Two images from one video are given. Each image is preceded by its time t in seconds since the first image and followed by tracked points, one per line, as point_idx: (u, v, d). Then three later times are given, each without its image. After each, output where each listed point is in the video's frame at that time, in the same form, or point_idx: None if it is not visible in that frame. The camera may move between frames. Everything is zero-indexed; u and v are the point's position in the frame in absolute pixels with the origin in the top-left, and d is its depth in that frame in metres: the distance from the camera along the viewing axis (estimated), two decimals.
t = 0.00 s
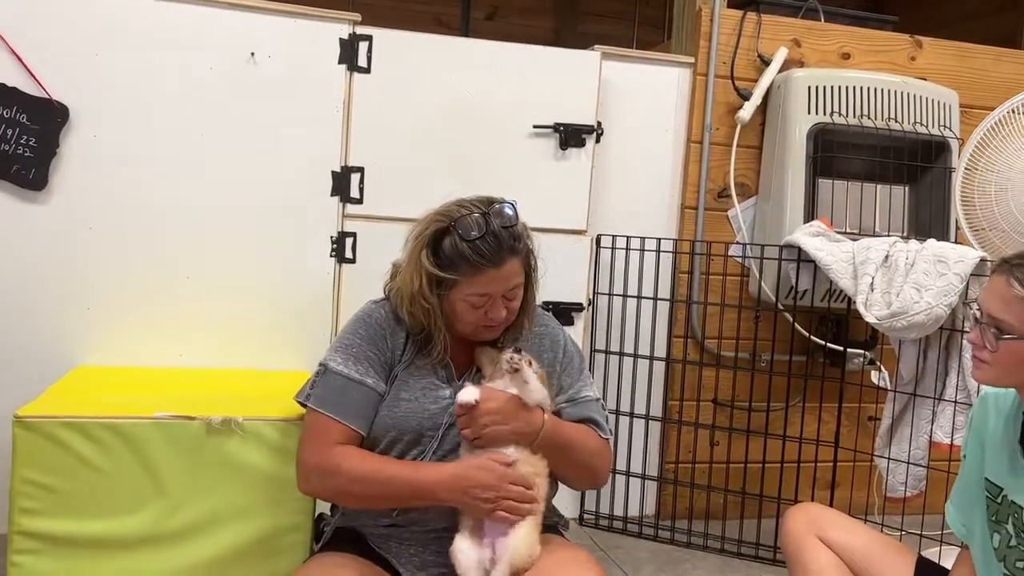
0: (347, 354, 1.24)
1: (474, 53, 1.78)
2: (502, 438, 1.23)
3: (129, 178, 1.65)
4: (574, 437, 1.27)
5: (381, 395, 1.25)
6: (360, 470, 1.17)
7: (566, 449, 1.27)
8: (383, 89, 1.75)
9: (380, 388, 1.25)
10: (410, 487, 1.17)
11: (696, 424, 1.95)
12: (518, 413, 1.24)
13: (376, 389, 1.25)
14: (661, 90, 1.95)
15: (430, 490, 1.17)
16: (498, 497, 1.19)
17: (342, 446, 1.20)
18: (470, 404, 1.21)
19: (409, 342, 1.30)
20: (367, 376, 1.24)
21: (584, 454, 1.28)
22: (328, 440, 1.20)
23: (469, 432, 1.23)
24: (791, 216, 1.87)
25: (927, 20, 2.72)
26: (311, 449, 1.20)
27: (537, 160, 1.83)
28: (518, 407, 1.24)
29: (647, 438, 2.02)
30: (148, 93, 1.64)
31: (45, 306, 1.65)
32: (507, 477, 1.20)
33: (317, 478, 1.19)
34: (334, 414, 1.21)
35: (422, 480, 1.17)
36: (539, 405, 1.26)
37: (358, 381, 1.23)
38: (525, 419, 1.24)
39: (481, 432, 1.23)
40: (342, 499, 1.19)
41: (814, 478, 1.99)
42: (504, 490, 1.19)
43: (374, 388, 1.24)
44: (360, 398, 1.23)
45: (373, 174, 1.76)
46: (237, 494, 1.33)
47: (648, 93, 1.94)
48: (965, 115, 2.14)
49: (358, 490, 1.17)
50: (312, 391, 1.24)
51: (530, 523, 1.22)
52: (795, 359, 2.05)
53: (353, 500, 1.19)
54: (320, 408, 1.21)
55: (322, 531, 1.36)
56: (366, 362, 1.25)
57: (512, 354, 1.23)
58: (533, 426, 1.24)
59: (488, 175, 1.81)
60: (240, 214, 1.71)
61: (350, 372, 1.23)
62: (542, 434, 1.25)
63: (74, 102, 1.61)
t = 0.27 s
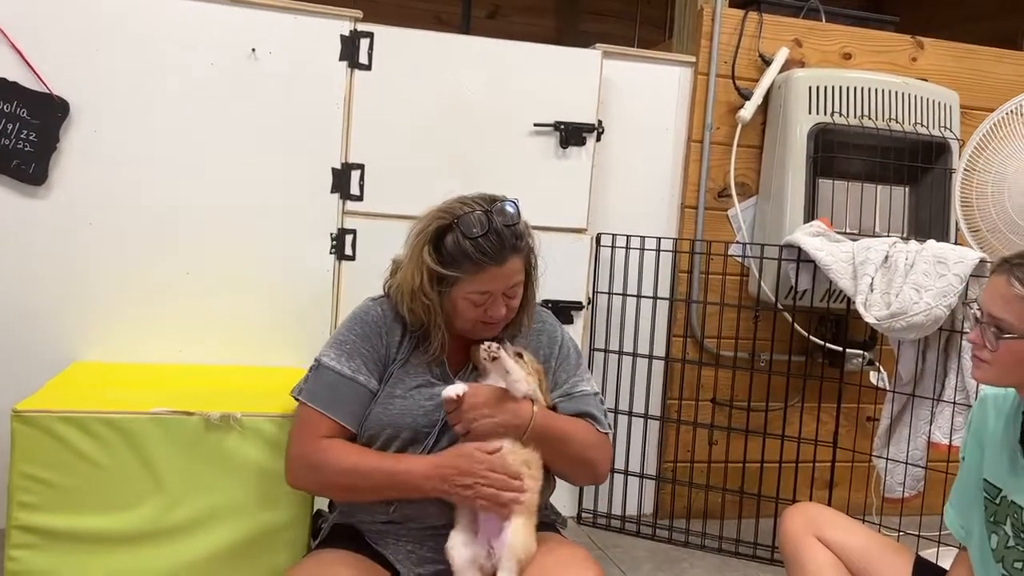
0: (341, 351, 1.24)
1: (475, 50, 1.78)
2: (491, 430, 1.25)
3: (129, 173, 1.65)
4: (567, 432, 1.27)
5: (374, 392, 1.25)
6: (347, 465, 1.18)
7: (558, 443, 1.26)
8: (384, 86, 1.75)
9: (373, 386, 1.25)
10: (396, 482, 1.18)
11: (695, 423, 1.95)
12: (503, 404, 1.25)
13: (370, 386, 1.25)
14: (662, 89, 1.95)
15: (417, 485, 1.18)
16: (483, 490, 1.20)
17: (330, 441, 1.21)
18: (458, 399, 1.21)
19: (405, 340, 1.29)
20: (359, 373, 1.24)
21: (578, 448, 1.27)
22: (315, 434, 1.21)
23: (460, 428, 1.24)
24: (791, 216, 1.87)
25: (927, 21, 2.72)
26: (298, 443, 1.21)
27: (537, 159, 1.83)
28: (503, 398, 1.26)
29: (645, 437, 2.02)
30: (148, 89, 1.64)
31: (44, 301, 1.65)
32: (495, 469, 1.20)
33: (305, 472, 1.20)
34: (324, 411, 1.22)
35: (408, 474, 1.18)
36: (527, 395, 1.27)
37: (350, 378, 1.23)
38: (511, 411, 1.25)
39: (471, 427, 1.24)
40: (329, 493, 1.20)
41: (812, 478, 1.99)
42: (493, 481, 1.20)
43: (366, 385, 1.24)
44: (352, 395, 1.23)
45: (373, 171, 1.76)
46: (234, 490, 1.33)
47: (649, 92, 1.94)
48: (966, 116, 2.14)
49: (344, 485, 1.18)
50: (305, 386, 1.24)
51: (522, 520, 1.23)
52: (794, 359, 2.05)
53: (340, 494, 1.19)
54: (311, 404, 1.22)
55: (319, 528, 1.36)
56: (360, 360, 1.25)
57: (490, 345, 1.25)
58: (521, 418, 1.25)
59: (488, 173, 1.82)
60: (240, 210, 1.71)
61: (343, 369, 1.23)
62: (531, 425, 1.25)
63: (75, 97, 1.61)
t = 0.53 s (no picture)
0: (339, 351, 1.25)
1: (478, 50, 1.78)
2: (496, 430, 1.25)
3: (132, 171, 1.65)
4: (570, 432, 1.27)
5: (374, 392, 1.26)
6: (344, 464, 1.18)
7: (561, 442, 1.27)
8: (387, 85, 1.75)
9: (372, 386, 1.25)
10: (393, 481, 1.18)
11: (694, 424, 1.96)
12: (509, 405, 1.25)
13: (369, 386, 1.25)
14: (664, 90, 1.95)
15: (414, 484, 1.18)
16: (479, 490, 1.20)
17: (327, 440, 1.21)
18: (462, 398, 1.22)
19: (405, 340, 1.29)
20: (357, 374, 1.24)
21: (581, 449, 1.28)
22: (313, 433, 1.21)
23: (465, 427, 1.24)
24: (792, 218, 1.87)
25: (929, 24, 2.73)
26: (296, 442, 1.22)
27: (539, 159, 1.83)
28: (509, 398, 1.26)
29: (645, 437, 2.02)
30: (152, 86, 1.64)
31: (46, 298, 1.65)
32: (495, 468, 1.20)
33: (302, 471, 1.21)
34: (323, 411, 1.22)
35: (405, 474, 1.18)
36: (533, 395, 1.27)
37: (350, 378, 1.23)
38: (517, 411, 1.25)
39: (476, 427, 1.24)
40: (326, 492, 1.20)
41: (811, 479, 1.99)
42: (492, 481, 1.20)
43: (364, 386, 1.24)
44: (350, 395, 1.23)
45: (375, 170, 1.76)
46: (235, 488, 1.33)
47: (651, 93, 1.94)
48: (967, 119, 2.14)
49: (341, 484, 1.18)
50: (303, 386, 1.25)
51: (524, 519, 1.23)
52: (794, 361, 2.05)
53: (337, 493, 1.20)
54: (308, 404, 1.22)
55: (321, 526, 1.36)
56: (359, 360, 1.25)
57: (499, 346, 1.25)
58: (526, 417, 1.25)
59: (490, 173, 1.82)
60: (242, 208, 1.71)
61: (342, 370, 1.23)
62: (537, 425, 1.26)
63: (78, 94, 1.61)
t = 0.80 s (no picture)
0: (340, 348, 1.24)
1: (480, 49, 1.78)
2: (497, 428, 1.25)
3: (134, 167, 1.66)
4: (572, 431, 1.27)
5: (375, 389, 1.26)
6: (342, 461, 1.18)
7: (562, 442, 1.27)
8: (389, 84, 1.75)
9: (373, 383, 1.25)
10: (391, 479, 1.18)
11: (694, 424, 1.96)
12: (512, 403, 1.26)
13: (370, 382, 1.25)
14: (666, 90, 1.96)
15: (414, 481, 1.18)
16: (480, 489, 1.20)
17: (326, 437, 1.21)
18: (463, 396, 1.22)
19: (405, 337, 1.30)
20: (358, 372, 1.24)
21: (581, 449, 1.28)
22: (312, 430, 1.21)
23: (467, 426, 1.25)
24: (793, 219, 1.87)
25: (931, 26, 2.73)
26: (295, 438, 1.21)
27: (541, 158, 1.83)
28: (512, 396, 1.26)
29: (644, 437, 2.02)
30: (154, 83, 1.64)
31: (47, 294, 1.65)
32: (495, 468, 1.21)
33: (302, 468, 1.21)
34: (324, 408, 1.22)
35: (404, 471, 1.18)
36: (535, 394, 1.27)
37: (351, 375, 1.23)
38: (520, 409, 1.25)
39: (478, 425, 1.25)
40: (325, 488, 1.20)
41: (811, 480, 2.00)
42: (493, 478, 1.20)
43: (365, 383, 1.24)
44: (352, 392, 1.23)
45: (377, 169, 1.77)
46: (235, 485, 1.33)
47: (653, 93, 1.95)
48: (969, 121, 2.14)
49: (340, 481, 1.19)
50: (303, 384, 1.24)
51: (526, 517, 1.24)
52: (794, 362, 2.05)
53: (336, 490, 1.20)
54: (310, 402, 1.22)
55: (321, 524, 1.37)
56: (360, 357, 1.25)
57: (501, 342, 1.24)
58: (529, 416, 1.25)
59: (492, 172, 1.82)
60: (244, 205, 1.71)
61: (344, 367, 1.23)
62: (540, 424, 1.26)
63: (81, 90, 1.62)
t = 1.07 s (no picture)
0: (343, 345, 1.25)
1: (483, 48, 1.78)
2: (500, 424, 1.25)
3: (136, 164, 1.66)
4: (575, 430, 1.27)
5: (378, 385, 1.26)
6: (344, 458, 1.18)
7: (564, 440, 1.27)
8: (392, 82, 1.75)
9: (376, 379, 1.26)
10: (393, 475, 1.18)
11: (694, 424, 1.96)
12: (516, 399, 1.25)
13: (373, 378, 1.25)
14: (669, 90, 1.96)
15: (416, 478, 1.19)
16: (477, 487, 1.19)
17: (328, 434, 1.21)
18: (466, 393, 1.22)
19: (408, 334, 1.30)
20: (361, 368, 1.24)
21: (582, 448, 1.28)
22: (314, 426, 1.21)
23: (471, 422, 1.24)
24: (795, 219, 1.88)
25: (932, 27, 2.73)
26: (297, 434, 1.22)
27: (543, 157, 1.83)
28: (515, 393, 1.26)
29: (645, 437, 2.03)
30: (156, 80, 1.64)
31: (48, 290, 1.65)
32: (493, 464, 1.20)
33: (303, 463, 1.21)
34: (327, 404, 1.22)
35: (406, 468, 1.18)
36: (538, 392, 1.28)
37: (354, 372, 1.23)
38: (523, 404, 1.26)
39: (481, 422, 1.25)
40: (326, 484, 1.21)
41: (811, 480, 2.00)
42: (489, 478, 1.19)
43: (368, 380, 1.24)
44: (354, 389, 1.23)
45: (379, 167, 1.77)
46: (236, 482, 1.33)
47: (656, 93, 1.95)
48: (970, 123, 2.15)
49: (341, 477, 1.19)
50: (305, 380, 1.24)
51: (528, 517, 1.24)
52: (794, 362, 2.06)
53: (337, 486, 1.20)
54: (313, 398, 1.22)
55: (322, 522, 1.37)
56: (363, 354, 1.25)
57: (506, 341, 1.26)
58: (533, 412, 1.26)
59: (494, 172, 1.82)
60: (246, 202, 1.71)
61: (346, 363, 1.23)
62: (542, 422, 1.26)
63: (83, 87, 1.62)
